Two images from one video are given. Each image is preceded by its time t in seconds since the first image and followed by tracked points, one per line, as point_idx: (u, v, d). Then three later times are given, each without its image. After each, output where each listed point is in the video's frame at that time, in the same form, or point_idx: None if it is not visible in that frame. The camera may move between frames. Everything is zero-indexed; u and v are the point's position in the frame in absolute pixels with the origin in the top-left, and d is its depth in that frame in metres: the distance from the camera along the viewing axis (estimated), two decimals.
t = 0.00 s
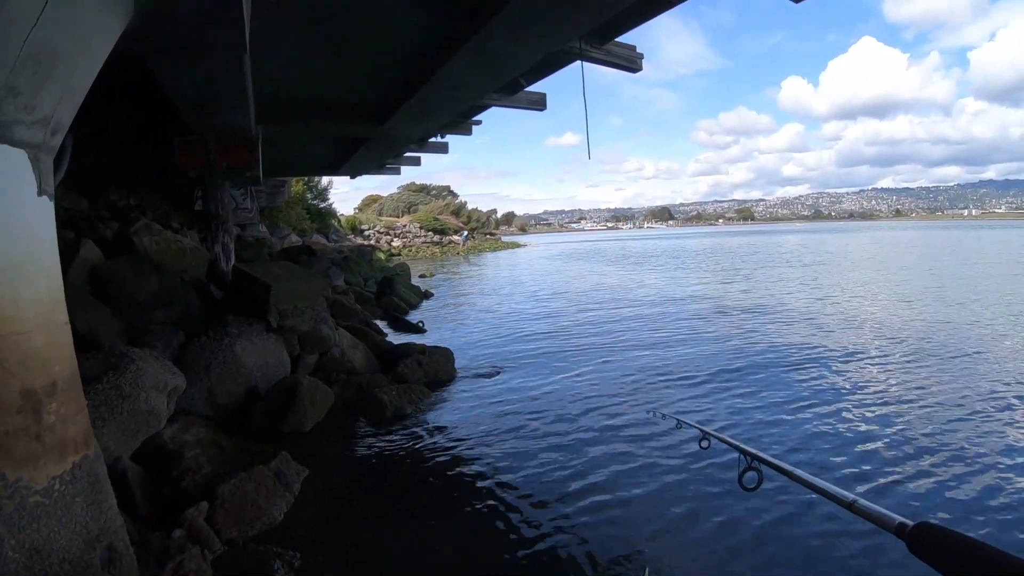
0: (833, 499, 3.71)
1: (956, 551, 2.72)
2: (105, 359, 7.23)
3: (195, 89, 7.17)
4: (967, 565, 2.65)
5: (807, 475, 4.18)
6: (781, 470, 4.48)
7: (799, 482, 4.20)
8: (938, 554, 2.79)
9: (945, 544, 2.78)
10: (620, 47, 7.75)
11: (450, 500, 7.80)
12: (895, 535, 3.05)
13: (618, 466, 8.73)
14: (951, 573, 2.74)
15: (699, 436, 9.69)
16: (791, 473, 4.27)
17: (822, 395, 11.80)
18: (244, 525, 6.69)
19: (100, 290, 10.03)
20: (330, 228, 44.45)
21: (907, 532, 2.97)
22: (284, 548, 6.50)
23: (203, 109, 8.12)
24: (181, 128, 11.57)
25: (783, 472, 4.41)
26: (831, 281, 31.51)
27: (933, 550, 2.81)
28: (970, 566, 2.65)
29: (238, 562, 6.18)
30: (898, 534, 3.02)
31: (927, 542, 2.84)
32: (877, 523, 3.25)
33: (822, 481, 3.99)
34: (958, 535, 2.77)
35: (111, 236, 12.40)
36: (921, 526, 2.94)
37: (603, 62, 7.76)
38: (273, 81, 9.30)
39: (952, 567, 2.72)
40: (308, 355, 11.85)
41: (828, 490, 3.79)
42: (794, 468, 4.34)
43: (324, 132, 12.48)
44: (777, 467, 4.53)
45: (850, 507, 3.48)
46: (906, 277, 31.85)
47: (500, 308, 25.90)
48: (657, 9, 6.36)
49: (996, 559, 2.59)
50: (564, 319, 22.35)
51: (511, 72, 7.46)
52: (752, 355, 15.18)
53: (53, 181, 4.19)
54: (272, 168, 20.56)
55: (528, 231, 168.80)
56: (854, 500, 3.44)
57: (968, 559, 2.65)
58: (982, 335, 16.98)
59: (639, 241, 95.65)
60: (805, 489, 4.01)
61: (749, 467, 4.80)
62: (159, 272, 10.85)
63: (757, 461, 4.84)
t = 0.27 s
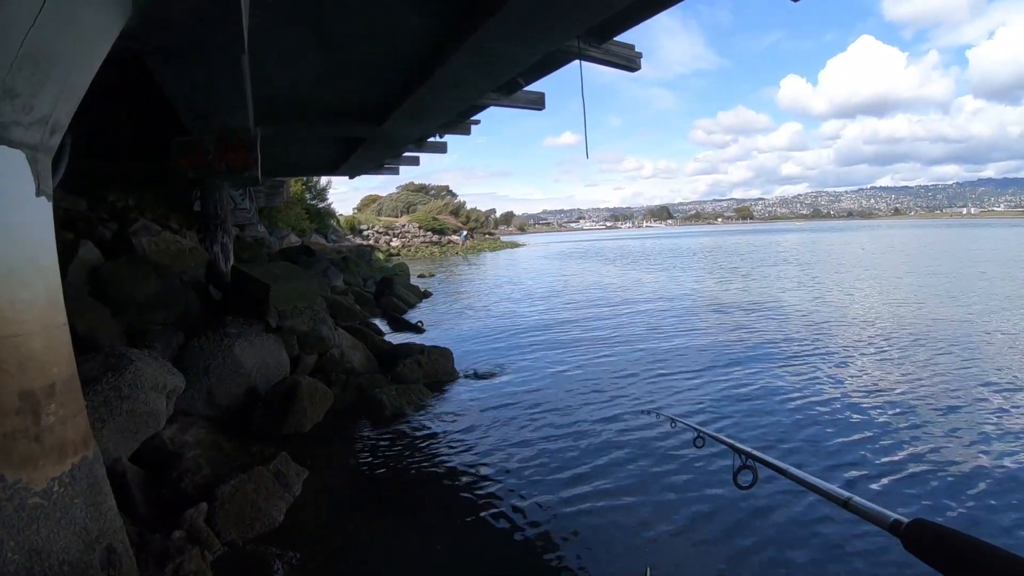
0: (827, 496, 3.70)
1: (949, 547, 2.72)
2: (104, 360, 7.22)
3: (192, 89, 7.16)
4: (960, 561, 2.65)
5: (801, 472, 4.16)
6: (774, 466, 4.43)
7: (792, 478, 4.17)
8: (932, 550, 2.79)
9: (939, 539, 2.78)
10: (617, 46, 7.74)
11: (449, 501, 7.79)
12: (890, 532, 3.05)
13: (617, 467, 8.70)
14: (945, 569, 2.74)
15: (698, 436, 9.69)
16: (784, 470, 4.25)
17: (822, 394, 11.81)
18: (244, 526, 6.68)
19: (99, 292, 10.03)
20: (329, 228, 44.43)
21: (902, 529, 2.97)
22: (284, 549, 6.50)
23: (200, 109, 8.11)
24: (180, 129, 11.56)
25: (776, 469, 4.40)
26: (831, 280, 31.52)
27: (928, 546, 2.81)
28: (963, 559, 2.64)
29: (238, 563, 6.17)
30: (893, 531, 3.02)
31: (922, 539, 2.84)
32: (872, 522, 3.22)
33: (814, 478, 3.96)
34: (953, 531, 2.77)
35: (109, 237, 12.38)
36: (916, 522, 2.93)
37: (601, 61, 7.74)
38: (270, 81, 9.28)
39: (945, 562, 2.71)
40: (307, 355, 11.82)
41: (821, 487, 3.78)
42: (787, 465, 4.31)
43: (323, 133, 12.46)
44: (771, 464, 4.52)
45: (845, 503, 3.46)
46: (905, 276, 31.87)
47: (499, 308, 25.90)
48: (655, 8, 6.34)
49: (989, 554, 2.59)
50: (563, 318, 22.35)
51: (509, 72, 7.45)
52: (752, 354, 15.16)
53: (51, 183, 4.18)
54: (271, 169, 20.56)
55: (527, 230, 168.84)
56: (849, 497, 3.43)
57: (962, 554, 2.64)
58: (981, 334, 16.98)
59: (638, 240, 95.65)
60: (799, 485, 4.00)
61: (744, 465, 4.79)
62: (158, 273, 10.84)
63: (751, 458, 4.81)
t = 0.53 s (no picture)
0: (827, 494, 3.70)
1: (949, 545, 2.73)
2: (104, 360, 7.22)
3: (190, 88, 7.15)
4: (960, 557, 2.65)
5: (801, 470, 4.17)
6: (774, 464, 4.44)
7: (792, 476, 4.16)
8: (933, 547, 2.79)
9: (941, 536, 2.78)
10: (616, 44, 7.74)
11: (449, 500, 7.79)
12: (890, 529, 3.05)
13: (618, 465, 8.69)
14: (946, 565, 2.74)
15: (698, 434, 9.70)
16: (785, 468, 4.25)
17: (821, 391, 11.82)
18: (243, 526, 6.68)
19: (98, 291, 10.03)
20: (328, 227, 44.42)
21: (903, 526, 2.98)
22: (283, 548, 6.49)
23: (199, 108, 8.10)
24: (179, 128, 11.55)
25: (777, 467, 4.40)
26: (830, 278, 31.55)
27: (928, 543, 2.81)
28: (963, 555, 2.64)
29: (238, 563, 6.17)
30: (893, 528, 3.03)
31: (923, 536, 2.84)
32: (873, 519, 3.22)
33: (814, 475, 3.95)
34: (953, 528, 2.77)
35: (108, 237, 12.37)
36: (917, 519, 2.94)
37: (600, 59, 7.73)
38: (270, 80, 9.29)
39: (946, 559, 2.71)
40: (306, 354, 11.81)
41: (823, 485, 3.78)
42: (789, 462, 4.30)
43: (322, 132, 12.45)
44: (772, 462, 4.52)
45: (846, 501, 3.46)
46: (904, 274, 31.91)
47: (499, 307, 25.90)
48: (654, 6, 6.33)
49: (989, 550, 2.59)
50: (563, 317, 22.35)
51: (508, 70, 7.44)
52: (752, 353, 15.16)
53: (50, 183, 4.18)
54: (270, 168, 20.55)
55: (526, 229, 168.83)
56: (849, 495, 3.43)
57: (963, 551, 2.64)
58: (980, 331, 17.01)
59: (637, 239, 95.68)
60: (799, 483, 4.00)
61: (744, 463, 4.79)
62: (157, 272, 10.83)
63: (751, 456, 4.81)
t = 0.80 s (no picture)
0: (826, 496, 3.70)
1: (949, 548, 2.72)
2: (103, 360, 7.21)
3: (187, 88, 7.13)
4: (959, 560, 2.65)
5: (800, 472, 4.17)
6: (773, 465, 4.43)
7: (791, 478, 4.17)
8: (932, 551, 2.78)
9: (940, 539, 2.78)
10: (615, 43, 7.72)
11: (448, 500, 7.78)
12: (890, 532, 3.05)
13: (617, 464, 8.69)
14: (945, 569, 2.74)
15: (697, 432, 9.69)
16: (783, 470, 4.26)
17: (820, 390, 11.82)
18: (243, 526, 6.67)
19: (96, 291, 10.02)
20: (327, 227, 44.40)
21: (902, 530, 2.97)
22: (282, 548, 6.48)
23: (197, 108, 8.08)
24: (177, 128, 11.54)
25: (776, 469, 4.40)
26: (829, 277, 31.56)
27: (928, 547, 2.81)
28: (962, 559, 2.64)
29: (237, 564, 6.16)
30: (892, 531, 3.02)
31: (921, 539, 2.84)
32: (871, 522, 3.22)
33: (813, 478, 3.95)
34: (953, 532, 2.77)
35: (106, 237, 12.36)
36: (917, 523, 2.94)
37: (598, 59, 7.72)
38: (268, 80, 9.28)
39: (945, 562, 2.71)
40: (305, 354, 11.80)
41: (821, 487, 3.78)
42: (788, 465, 4.30)
43: (321, 132, 12.44)
44: (770, 464, 4.52)
45: (845, 504, 3.46)
46: (903, 272, 31.92)
47: (498, 306, 25.91)
48: (653, 5, 6.32)
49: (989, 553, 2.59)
50: (562, 316, 22.36)
51: (507, 69, 7.43)
52: (751, 352, 15.15)
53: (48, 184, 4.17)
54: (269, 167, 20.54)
55: (525, 228, 168.65)
56: (848, 497, 3.42)
57: (962, 555, 2.64)
58: (979, 330, 17.02)
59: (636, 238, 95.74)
60: (798, 485, 4.00)
61: (742, 464, 4.79)
62: (155, 272, 10.82)
63: (749, 458, 4.81)
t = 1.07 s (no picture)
0: (825, 496, 3.70)
1: (946, 546, 2.73)
2: (102, 361, 7.22)
3: (188, 89, 7.13)
4: (956, 558, 2.65)
5: (798, 472, 4.18)
6: (772, 465, 4.45)
7: (789, 478, 4.18)
8: (930, 549, 2.79)
9: (936, 537, 2.79)
10: (614, 43, 7.73)
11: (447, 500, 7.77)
12: (887, 531, 3.06)
13: (617, 464, 8.67)
14: (942, 567, 2.75)
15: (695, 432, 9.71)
16: (782, 470, 4.27)
17: (819, 390, 11.83)
18: (244, 527, 6.67)
19: (96, 292, 10.04)
20: (326, 227, 44.42)
21: (899, 530, 2.98)
22: (283, 550, 6.48)
23: (196, 108, 8.09)
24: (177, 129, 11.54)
25: (774, 468, 4.41)
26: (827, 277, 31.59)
27: (924, 545, 2.82)
28: (959, 557, 2.65)
29: (238, 564, 6.15)
30: (889, 530, 3.03)
31: (918, 538, 2.85)
32: (869, 521, 3.22)
33: (813, 477, 3.95)
34: (950, 529, 2.78)
35: (105, 237, 12.36)
36: (914, 521, 2.94)
37: (597, 59, 7.73)
38: (267, 81, 9.28)
39: (942, 561, 2.72)
40: (305, 355, 11.80)
41: (820, 487, 3.78)
42: (787, 466, 4.30)
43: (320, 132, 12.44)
44: (769, 464, 4.53)
45: (842, 503, 3.47)
46: (901, 272, 31.96)
47: (498, 306, 25.93)
48: (652, 5, 6.32)
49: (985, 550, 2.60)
50: (561, 316, 22.37)
51: (506, 69, 7.43)
52: (750, 352, 15.15)
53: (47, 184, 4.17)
54: (268, 168, 20.56)
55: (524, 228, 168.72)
56: (846, 497, 3.43)
57: (960, 552, 2.65)
58: (977, 330, 17.04)
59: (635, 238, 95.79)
60: (797, 485, 4.01)
61: (741, 465, 4.79)
62: (154, 272, 10.82)
63: (749, 458, 4.81)
